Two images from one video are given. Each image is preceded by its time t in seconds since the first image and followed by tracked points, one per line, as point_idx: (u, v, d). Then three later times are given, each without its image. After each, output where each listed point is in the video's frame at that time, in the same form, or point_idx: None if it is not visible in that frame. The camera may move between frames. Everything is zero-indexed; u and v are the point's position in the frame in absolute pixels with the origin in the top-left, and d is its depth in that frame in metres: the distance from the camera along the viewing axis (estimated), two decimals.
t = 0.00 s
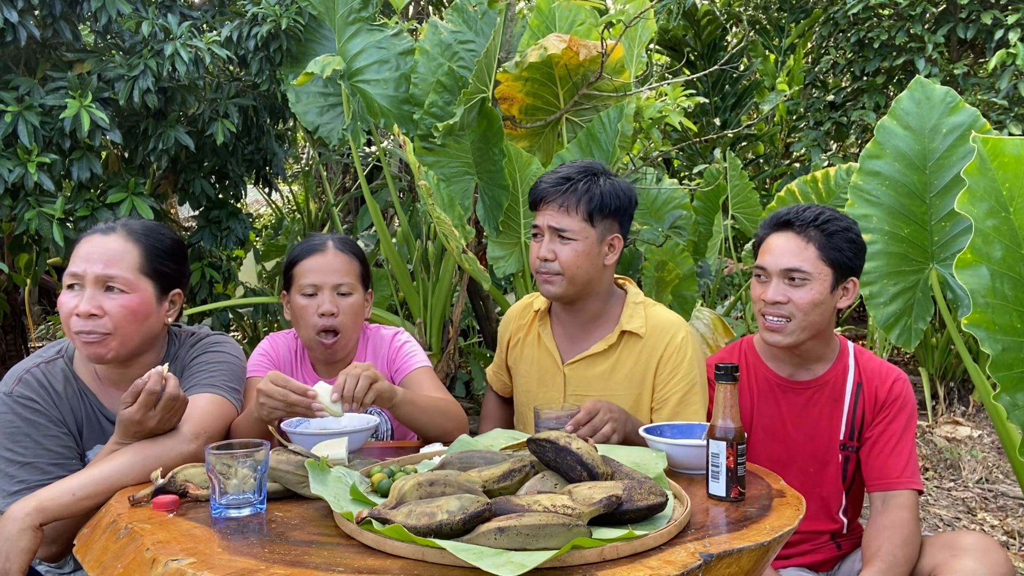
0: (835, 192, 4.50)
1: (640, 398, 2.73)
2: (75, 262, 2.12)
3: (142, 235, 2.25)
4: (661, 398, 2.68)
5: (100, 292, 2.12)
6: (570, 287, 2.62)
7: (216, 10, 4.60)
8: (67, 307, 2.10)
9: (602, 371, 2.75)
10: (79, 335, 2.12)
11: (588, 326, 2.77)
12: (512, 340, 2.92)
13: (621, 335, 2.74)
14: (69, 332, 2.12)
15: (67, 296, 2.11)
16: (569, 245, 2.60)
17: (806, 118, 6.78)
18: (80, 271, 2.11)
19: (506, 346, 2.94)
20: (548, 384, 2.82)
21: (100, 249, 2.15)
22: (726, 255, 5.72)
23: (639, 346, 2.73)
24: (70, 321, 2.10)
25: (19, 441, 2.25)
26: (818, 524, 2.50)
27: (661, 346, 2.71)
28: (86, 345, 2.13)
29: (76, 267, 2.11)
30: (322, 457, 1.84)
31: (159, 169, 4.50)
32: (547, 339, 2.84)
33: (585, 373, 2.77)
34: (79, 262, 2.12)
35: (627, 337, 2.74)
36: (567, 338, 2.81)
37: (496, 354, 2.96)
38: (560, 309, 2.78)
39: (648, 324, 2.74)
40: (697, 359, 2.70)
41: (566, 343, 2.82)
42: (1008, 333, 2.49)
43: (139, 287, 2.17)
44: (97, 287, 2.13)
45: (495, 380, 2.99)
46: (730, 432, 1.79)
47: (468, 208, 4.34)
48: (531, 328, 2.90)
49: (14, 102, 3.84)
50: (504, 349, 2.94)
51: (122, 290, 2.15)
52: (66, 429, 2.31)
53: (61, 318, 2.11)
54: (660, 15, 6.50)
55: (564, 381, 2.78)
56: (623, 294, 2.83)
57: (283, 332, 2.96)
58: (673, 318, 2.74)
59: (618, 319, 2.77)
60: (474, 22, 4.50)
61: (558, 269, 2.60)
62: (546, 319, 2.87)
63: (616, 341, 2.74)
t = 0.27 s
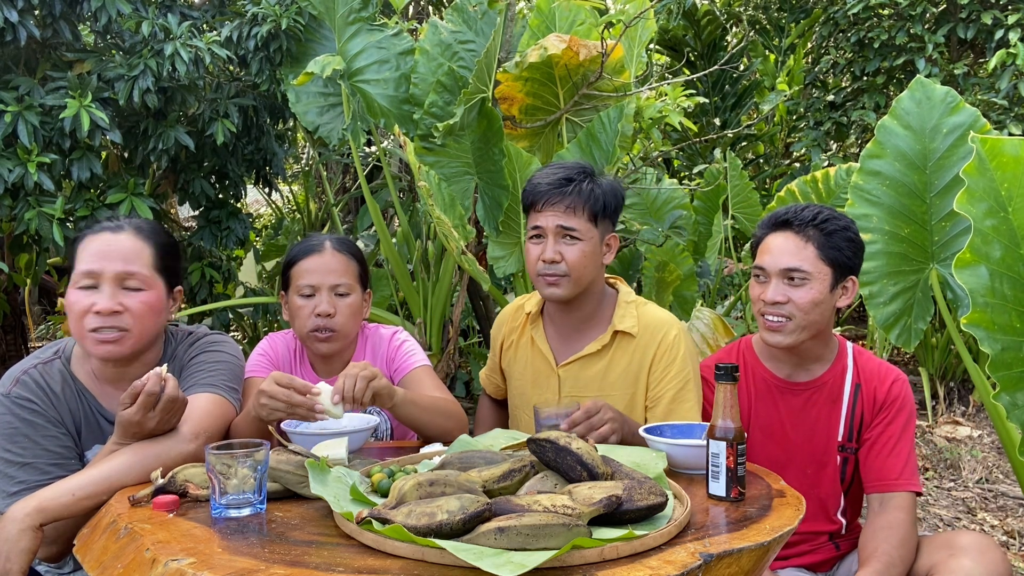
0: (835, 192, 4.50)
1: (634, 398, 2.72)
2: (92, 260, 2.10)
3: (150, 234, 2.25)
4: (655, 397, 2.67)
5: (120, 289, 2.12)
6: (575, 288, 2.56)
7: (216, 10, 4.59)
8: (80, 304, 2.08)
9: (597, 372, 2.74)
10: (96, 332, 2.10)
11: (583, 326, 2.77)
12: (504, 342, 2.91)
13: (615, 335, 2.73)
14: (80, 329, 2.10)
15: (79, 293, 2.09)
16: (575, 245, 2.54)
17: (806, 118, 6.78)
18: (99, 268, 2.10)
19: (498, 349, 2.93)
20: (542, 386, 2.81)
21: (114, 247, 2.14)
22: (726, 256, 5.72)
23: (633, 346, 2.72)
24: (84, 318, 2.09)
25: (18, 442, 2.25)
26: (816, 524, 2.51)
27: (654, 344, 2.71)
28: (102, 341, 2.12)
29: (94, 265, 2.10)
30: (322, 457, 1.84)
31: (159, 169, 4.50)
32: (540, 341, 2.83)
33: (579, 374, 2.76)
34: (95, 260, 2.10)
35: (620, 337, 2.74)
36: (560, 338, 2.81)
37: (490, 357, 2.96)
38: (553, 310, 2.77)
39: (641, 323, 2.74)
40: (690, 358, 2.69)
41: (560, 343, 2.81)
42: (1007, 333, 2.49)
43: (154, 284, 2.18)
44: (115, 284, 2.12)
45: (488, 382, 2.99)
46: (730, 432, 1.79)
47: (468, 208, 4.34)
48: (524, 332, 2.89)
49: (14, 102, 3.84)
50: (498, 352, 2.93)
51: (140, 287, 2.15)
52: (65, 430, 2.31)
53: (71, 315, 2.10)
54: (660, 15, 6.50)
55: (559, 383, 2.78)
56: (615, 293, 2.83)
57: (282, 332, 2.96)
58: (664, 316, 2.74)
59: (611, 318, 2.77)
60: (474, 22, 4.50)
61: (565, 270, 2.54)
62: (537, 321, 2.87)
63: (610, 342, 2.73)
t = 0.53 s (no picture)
0: (835, 192, 4.50)
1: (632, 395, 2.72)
2: (157, 266, 2.17)
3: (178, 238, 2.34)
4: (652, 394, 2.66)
5: (186, 292, 2.22)
6: (579, 289, 2.56)
7: (216, 10, 4.59)
8: (159, 310, 2.16)
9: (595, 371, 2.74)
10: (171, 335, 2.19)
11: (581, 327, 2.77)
12: (501, 344, 2.91)
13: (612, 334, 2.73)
14: (155, 334, 2.16)
15: (153, 299, 2.15)
16: (580, 247, 2.53)
17: (806, 118, 6.79)
18: (167, 273, 2.17)
19: (495, 351, 2.93)
20: (541, 387, 2.80)
21: (168, 252, 2.21)
22: (727, 256, 5.72)
23: (631, 343, 2.71)
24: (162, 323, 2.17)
25: (17, 445, 2.25)
26: (817, 524, 2.50)
27: (652, 340, 2.70)
28: (177, 343, 2.21)
29: (164, 271, 2.17)
30: (322, 457, 1.84)
31: (159, 169, 4.50)
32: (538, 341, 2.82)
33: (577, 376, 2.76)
34: (160, 266, 2.17)
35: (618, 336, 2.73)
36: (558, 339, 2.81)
37: (487, 357, 2.95)
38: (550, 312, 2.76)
39: (639, 320, 2.74)
40: (688, 352, 2.69)
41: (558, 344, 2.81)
42: (1007, 333, 2.49)
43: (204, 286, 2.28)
44: (180, 287, 2.20)
45: (483, 382, 2.98)
46: (730, 432, 1.79)
47: (468, 208, 4.34)
48: (521, 332, 2.88)
49: (14, 102, 3.84)
50: (495, 352, 2.92)
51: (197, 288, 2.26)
52: (64, 432, 2.31)
53: (147, 321, 2.15)
54: (660, 14, 6.50)
55: (558, 383, 2.77)
56: (612, 293, 2.84)
57: (282, 333, 2.96)
58: (660, 312, 2.75)
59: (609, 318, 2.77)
60: (474, 22, 4.50)
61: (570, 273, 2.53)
62: (534, 322, 2.86)
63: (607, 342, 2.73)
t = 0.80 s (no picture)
0: (835, 192, 4.50)
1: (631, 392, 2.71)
2: (165, 267, 2.18)
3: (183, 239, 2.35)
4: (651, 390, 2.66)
5: (191, 293, 2.23)
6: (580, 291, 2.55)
7: (216, 10, 4.59)
8: (166, 312, 2.17)
9: (595, 370, 2.74)
10: (176, 336, 2.20)
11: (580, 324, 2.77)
12: (501, 343, 2.91)
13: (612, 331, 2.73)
14: (161, 335, 2.18)
15: (160, 301, 2.16)
16: (581, 250, 2.52)
17: (806, 118, 6.79)
18: (174, 275, 2.19)
19: (495, 350, 2.93)
20: (543, 387, 2.80)
21: (178, 254, 2.23)
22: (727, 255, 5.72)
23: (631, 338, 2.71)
24: (168, 324, 2.18)
25: (19, 446, 2.25)
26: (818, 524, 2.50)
27: (649, 331, 2.71)
28: (181, 346, 2.23)
29: (171, 272, 2.18)
30: (322, 457, 1.84)
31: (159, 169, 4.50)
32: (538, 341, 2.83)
33: (578, 373, 2.76)
34: (167, 267, 2.18)
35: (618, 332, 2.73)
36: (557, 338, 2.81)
37: (487, 358, 2.95)
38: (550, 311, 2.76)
39: (638, 315, 2.74)
40: (685, 339, 2.70)
41: (559, 344, 2.81)
42: (1006, 334, 2.48)
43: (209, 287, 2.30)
44: (187, 289, 2.22)
45: (481, 383, 2.99)
46: (730, 432, 1.79)
47: (468, 208, 4.34)
48: (521, 332, 2.89)
49: (15, 102, 3.84)
50: (494, 352, 2.93)
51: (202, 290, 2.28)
52: (65, 432, 2.31)
53: (154, 322, 2.16)
54: (660, 15, 6.50)
55: (560, 383, 2.77)
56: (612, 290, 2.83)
57: (282, 333, 2.96)
58: (658, 307, 2.76)
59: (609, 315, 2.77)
60: (474, 22, 4.50)
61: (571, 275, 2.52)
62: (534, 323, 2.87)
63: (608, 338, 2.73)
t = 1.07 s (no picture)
0: (835, 192, 4.50)
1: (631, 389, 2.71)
2: (166, 267, 2.18)
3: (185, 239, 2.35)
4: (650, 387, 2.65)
5: (192, 293, 2.23)
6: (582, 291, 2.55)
7: (216, 10, 4.59)
8: (167, 311, 2.17)
9: (594, 368, 2.74)
10: (176, 336, 2.20)
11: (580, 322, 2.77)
12: (501, 341, 2.91)
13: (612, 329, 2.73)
14: (162, 335, 2.18)
15: (161, 301, 2.16)
16: (582, 251, 2.52)
17: (806, 118, 6.79)
18: (175, 275, 2.18)
19: (495, 348, 2.93)
20: (543, 385, 2.80)
21: (181, 253, 2.23)
22: (727, 255, 5.72)
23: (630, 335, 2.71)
24: (168, 324, 2.18)
25: (18, 445, 2.25)
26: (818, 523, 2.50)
27: (649, 328, 2.71)
28: (181, 345, 2.22)
29: (172, 272, 2.18)
30: (322, 457, 1.84)
31: (159, 169, 4.50)
32: (538, 339, 2.83)
33: (578, 371, 2.76)
34: (168, 267, 2.18)
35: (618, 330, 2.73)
36: (557, 336, 2.81)
37: (486, 357, 2.95)
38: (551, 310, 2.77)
39: (638, 314, 2.74)
40: (683, 336, 2.70)
41: (559, 342, 2.81)
42: (1006, 334, 2.48)
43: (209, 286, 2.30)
44: (187, 289, 2.22)
45: (480, 382, 2.99)
46: (730, 432, 1.79)
47: (468, 208, 4.34)
48: (521, 330, 2.89)
49: (15, 102, 3.84)
50: (494, 352, 2.93)
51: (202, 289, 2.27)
52: (65, 431, 2.31)
53: (154, 322, 2.16)
54: (659, 15, 6.50)
55: (559, 381, 2.76)
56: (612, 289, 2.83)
57: (283, 332, 2.96)
58: (657, 305, 2.76)
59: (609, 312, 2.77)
60: (474, 22, 4.50)
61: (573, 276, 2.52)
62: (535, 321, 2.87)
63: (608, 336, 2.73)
